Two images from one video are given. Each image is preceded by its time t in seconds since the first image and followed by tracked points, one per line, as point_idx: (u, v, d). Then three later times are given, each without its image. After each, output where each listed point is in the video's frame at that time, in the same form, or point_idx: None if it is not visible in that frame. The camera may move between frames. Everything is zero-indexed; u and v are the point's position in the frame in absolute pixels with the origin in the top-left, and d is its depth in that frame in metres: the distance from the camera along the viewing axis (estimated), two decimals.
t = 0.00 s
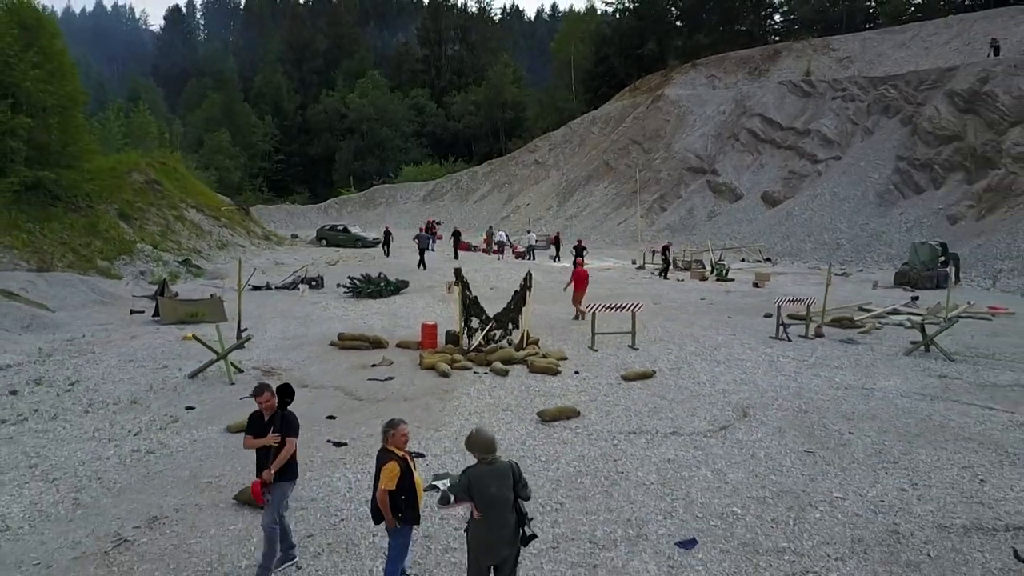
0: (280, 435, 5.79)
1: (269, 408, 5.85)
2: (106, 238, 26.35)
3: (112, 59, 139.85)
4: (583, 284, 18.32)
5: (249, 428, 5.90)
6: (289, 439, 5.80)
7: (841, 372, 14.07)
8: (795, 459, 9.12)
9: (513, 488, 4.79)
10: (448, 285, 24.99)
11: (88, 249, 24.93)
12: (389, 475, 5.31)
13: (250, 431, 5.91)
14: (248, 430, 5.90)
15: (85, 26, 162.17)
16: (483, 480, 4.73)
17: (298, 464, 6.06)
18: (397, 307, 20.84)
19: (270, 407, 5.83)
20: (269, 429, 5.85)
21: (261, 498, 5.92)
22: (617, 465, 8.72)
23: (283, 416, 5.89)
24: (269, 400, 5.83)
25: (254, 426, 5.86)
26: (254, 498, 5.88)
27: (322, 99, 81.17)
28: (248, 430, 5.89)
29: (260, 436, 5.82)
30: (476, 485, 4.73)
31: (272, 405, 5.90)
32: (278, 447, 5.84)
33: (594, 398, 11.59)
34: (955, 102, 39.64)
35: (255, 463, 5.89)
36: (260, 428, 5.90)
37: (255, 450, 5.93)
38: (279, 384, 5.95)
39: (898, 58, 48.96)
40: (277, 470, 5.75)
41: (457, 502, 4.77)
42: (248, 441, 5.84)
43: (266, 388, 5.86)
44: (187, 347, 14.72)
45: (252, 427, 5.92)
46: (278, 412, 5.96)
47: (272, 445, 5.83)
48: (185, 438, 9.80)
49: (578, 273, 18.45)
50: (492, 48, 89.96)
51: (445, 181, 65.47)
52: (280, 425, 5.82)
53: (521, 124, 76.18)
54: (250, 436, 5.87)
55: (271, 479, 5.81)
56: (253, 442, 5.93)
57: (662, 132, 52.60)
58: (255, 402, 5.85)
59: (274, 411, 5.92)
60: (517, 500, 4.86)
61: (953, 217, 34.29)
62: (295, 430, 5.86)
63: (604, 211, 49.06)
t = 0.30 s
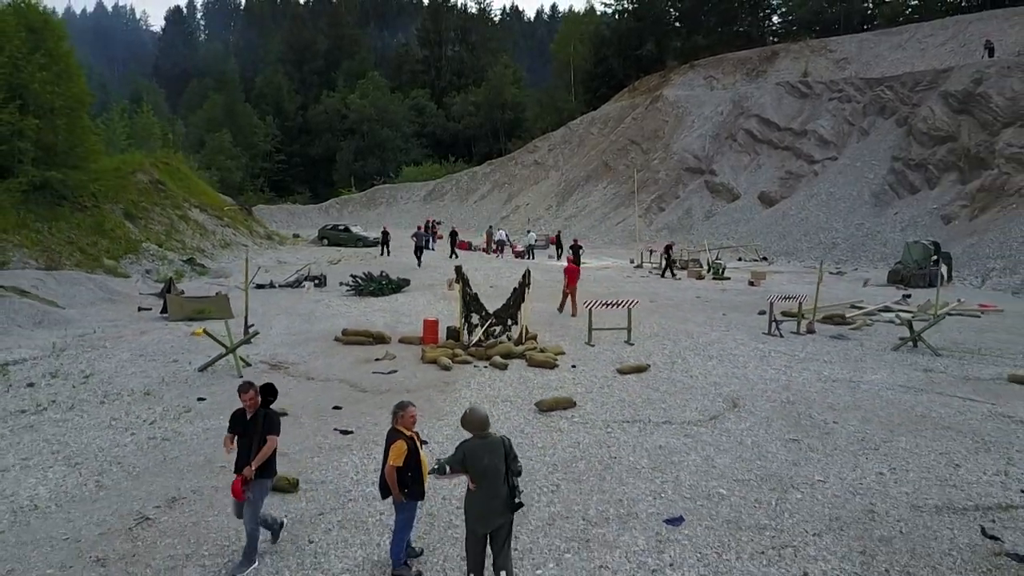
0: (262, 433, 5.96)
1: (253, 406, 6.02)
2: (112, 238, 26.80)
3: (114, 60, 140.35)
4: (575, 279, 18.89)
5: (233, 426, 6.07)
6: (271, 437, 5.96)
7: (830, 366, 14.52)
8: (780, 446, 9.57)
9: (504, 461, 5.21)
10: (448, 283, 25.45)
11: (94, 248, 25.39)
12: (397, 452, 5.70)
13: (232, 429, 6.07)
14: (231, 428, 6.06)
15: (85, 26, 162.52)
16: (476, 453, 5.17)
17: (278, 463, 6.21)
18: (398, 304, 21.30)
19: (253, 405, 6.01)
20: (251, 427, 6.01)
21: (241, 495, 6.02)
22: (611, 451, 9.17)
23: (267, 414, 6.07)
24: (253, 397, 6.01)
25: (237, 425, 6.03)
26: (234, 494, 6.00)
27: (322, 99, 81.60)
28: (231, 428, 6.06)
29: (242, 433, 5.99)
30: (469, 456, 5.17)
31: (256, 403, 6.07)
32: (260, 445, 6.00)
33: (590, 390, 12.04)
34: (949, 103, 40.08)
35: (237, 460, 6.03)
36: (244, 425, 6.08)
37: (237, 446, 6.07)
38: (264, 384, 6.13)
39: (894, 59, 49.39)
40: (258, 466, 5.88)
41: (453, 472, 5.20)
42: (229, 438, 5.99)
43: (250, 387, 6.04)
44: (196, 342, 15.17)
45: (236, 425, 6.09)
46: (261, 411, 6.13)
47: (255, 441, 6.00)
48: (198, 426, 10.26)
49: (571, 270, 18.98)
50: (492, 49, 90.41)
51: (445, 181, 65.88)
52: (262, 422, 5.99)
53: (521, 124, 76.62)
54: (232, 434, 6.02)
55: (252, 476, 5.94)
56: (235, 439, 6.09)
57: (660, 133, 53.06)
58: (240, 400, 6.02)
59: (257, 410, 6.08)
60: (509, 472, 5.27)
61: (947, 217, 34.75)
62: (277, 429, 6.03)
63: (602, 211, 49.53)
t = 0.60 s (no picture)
0: (245, 424, 6.18)
1: (235, 397, 6.23)
2: (118, 237, 27.28)
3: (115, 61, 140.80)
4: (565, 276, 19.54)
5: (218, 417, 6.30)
6: (253, 428, 6.18)
7: (820, 360, 14.97)
8: (768, 434, 10.02)
9: (497, 437, 5.65)
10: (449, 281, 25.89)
11: (101, 247, 25.86)
12: (405, 433, 6.12)
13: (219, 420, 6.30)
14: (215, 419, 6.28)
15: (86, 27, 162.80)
16: (471, 430, 5.63)
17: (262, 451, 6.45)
18: (400, 301, 21.75)
19: (235, 397, 6.21)
20: (235, 418, 6.23)
21: (227, 484, 6.27)
22: (605, 437, 9.62)
23: (249, 405, 6.28)
24: (234, 390, 6.19)
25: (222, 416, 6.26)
26: (220, 484, 6.25)
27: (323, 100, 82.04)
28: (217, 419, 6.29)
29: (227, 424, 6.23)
30: (465, 434, 5.62)
31: (237, 395, 6.27)
32: (243, 435, 6.23)
33: (587, 382, 12.49)
34: (944, 104, 40.51)
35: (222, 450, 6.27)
36: (227, 415, 6.29)
37: (222, 436, 6.30)
38: (246, 376, 6.32)
39: (890, 60, 49.81)
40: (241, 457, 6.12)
41: (451, 449, 5.66)
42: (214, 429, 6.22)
43: (230, 379, 6.23)
44: (204, 337, 15.61)
45: (220, 417, 6.31)
46: (244, 402, 6.34)
47: (238, 432, 6.21)
48: (211, 415, 10.71)
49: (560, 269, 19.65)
50: (492, 50, 90.83)
51: (445, 181, 66.30)
52: (245, 413, 6.22)
53: (520, 125, 77.04)
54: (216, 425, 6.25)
55: (236, 466, 6.19)
56: (220, 430, 6.32)
57: (659, 133, 53.51)
58: (222, 392, 6.22)
59: (240, 401, 6.29)
60: (502, 450, 5.70)
61: (941, 217, 35.21)
62: (259, 419, 6.25)
63: (601, 211, 50.01)
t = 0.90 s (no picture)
0: (228, 416, 6.35)
1: (218, 391, 6.40)
2: (124, 236, 27.76)
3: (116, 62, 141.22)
4: (560, 273, 20.11)
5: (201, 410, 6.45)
6: (238, 420, 6.35)
7: (812, 355, 15.42)
8: (757, 423, 10.47)
9: (495, 416, 6.13)
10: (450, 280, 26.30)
11: (107, 246, 26.35)
12: (410, 414, 6.58)
13: (202, 413, 6.45)
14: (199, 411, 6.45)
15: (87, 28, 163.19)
16: (471, 410, 6.09)
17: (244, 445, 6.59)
18: (403, 299, 22.20)
19: (219, 391, 6.37)
20: (218, 410, 6.39)
21: (209, 476, 6.37)
22: (601, 425, 10.07)
23: (232, 399, 6.45)
24: (218, 383, 6.37)
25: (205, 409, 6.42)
26: (204, 475, 6.37)
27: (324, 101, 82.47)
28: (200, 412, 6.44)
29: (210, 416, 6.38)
30: (465, 414, 6.08)
31: (221, 389, 6.43)
32: (226, 427, 6.38)
33: (584, 375, 12.93)
34: (939, 105, 40.92)
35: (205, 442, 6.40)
36: (210, 409, 6.44)
37: (204, 430, 6.42)
38: (229, 370, 6.50)
39: (887, 62, 50.22)
40: (225, 449, 6.26)
41: (453, 429, 6.11)
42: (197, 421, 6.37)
43: (214, 372, 6.39)
44: (213, 333, 16.08)
45: (203, 411, 6.45)
46: (226, 397, 6.51)
47: (221, 424, 6.36)
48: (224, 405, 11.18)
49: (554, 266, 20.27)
50: (492, 51, 91.25)
51: (446, 182, 66.71)
52: (229, 406, 6.39)
53: (520, 125, 77.47)
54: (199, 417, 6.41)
55: (220, 457, 6.31)
56: (202, 423, 6.45)
57: (658, 134, 53.94)
58: (205, 386, 6.38)
59: (223, 395, 6.46)
60: (500, 428, 6.17)
61: (935, 216, 35.64)
62: (242, 412, 6.43)
63: (600, 211, 50.47)
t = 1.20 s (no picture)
0: (216, 411, 6.54)
1: (208, 387, 6.61)
2: (130, 235, 28.23)
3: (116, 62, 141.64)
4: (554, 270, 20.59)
5: (191, 406, 6.64)
6: (226, 416, 6.55)
7: (803, 350, 15.86)
8: (746, 412, 10.91)
9: (498, 398, 6.62)
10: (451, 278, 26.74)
11: (113, 245, 26.82)
12: (417, 398, 7.04)
13: (191, 408, 6.64)
14: (189, 406, 6.65)
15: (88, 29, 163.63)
16: (477, 392, 6.57)
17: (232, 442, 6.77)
18: (405, 297, 22.64)
19: (209, 386, 6.59)
20: (207, 406, 6.59)
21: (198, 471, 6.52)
22: (597, 415, 10.51)
23: (222, 395, 6.66)
24: (208, 379, 6.59)
25: (195, 404, 6.62)
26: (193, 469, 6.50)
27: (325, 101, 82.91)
28: (190, 407, 6.64)
29: (199, 411, 6.58)
30: (471, 395, 6.56)
31: (210, 385, 6.66)
32: (214, 423, 6.57)
33: (581, 368, 13.36)
34: (935, 106, 41.31)
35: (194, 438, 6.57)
36: (200, 405, 6.65)
37: (193, 424, 6.61)
38: (219, 367, 6.74)
39: (884, 62, 50.62)
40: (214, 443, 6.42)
41: (460, 410, 6.58)
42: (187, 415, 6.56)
43: (205, 368, 6.62)
44: (221, 328, 16.56)
45: (191, 407, 6.64)
46: (215, 394, 6.71)
47: (210, 420, 6.55)
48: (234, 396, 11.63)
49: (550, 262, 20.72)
50: (492, 51, 91.66)
51: (446, 182, 67.12)
52: (218, 402, 6.59)
53: (519, 125, 77.90)
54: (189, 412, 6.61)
55: (208, 452, 6.47)
56: (191, 419, 6.63)
57: (656, 134, 54.39)
58: (196, 382, 6.59)
59: (212, 392, 6.67)
60: (502, 409, 6.65)
61: (930, 216, 36.09)
62: (231, 409, 6.62)
63: (599, 210, 50.95)
